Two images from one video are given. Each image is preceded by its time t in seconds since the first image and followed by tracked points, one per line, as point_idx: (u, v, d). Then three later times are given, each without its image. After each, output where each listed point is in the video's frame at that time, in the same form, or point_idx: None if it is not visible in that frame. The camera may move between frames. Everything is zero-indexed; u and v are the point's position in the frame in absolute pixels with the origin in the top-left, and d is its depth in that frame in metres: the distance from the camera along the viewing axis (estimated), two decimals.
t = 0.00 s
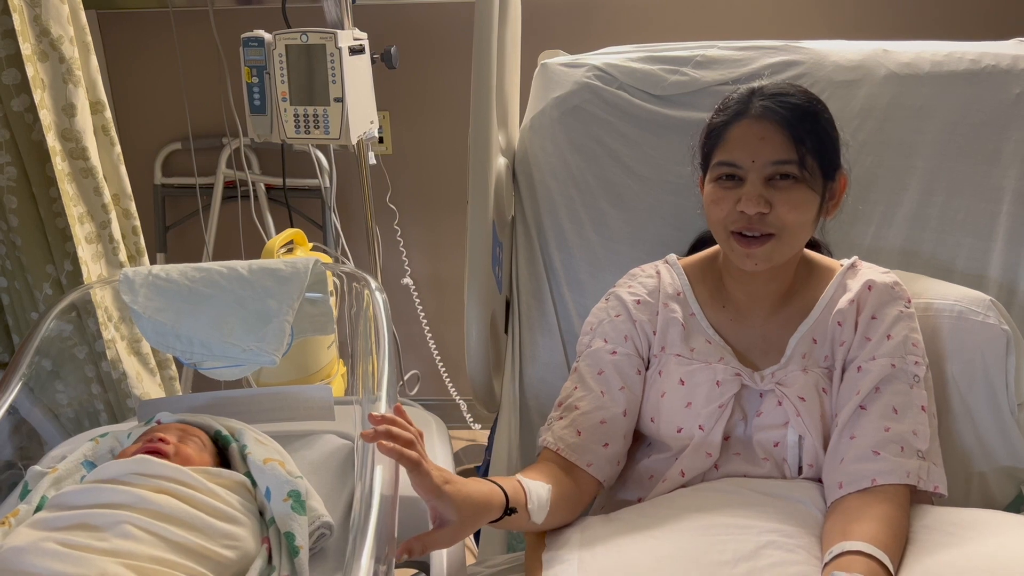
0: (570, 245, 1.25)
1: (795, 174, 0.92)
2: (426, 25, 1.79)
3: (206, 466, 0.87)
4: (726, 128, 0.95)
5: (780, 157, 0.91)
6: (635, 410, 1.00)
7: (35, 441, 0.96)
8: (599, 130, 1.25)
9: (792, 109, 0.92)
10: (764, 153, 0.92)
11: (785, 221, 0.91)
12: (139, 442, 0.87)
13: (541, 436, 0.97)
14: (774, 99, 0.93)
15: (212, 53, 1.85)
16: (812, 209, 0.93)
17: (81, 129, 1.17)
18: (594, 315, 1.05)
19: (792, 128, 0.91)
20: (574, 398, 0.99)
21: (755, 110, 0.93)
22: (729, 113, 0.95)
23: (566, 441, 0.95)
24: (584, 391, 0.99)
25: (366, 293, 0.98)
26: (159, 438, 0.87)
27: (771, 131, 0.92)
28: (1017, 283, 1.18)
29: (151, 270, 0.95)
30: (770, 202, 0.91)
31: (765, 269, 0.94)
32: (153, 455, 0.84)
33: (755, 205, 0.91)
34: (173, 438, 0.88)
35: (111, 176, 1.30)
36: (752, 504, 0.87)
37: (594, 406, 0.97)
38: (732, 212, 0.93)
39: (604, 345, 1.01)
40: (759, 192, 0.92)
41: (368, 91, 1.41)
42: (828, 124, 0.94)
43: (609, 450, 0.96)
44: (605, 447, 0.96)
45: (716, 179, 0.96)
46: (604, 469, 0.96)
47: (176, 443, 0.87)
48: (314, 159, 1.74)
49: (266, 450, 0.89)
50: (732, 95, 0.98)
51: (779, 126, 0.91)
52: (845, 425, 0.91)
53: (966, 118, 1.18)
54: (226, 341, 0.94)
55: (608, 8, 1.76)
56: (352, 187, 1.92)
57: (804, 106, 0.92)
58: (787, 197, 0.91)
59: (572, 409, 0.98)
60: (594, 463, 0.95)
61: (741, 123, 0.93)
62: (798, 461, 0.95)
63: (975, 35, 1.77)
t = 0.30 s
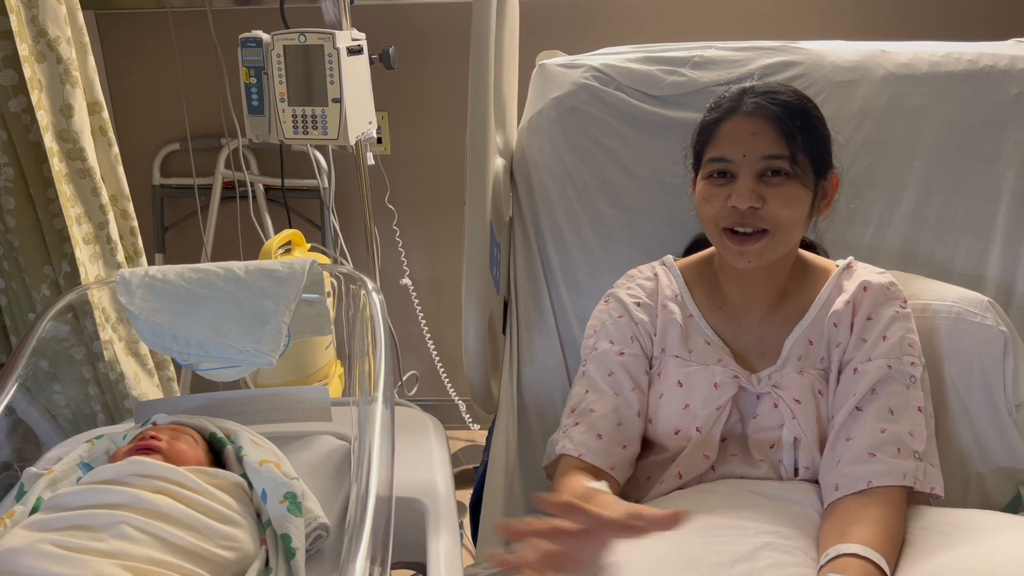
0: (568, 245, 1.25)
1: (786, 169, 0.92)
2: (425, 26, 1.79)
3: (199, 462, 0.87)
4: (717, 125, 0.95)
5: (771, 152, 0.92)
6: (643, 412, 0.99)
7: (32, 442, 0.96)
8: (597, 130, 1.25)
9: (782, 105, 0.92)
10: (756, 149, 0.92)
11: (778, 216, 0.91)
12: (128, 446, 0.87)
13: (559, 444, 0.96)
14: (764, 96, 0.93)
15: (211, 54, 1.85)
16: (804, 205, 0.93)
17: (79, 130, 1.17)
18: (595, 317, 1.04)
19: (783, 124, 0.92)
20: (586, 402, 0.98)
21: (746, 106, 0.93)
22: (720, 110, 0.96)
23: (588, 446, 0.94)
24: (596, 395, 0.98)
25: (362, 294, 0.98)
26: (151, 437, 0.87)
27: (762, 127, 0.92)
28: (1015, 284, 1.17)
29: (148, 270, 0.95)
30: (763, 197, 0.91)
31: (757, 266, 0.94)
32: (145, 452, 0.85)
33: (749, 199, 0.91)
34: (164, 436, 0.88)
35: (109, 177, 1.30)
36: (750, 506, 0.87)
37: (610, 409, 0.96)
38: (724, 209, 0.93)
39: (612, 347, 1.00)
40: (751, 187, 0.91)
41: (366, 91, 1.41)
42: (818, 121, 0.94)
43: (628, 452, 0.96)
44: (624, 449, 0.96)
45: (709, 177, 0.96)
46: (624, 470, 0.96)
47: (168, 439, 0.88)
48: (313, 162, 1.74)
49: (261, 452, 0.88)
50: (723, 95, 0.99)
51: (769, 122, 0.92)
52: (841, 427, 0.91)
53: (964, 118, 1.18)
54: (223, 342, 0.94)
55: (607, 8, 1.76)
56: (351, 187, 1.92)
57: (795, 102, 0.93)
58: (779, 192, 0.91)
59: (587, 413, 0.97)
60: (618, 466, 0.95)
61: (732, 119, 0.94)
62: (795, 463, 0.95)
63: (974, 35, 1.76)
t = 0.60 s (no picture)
0: (568, 245, 1.25)
1: (769, 175, 0.92)
2: (424, 26, 1.79)
3: (189, 457, 0.87)
4: (699, 136, 0.95)
5: (752, 160, 0.92)
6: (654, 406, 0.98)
7: (32, 442, 0.96)
8: (597, 130, 1.25)
9: (761, 112, 0.92)
10: (735, 158, 0.92)
11: (763, 222, 0.92)
12: (117, 450, 0.87)
13: (575, 436, 0.94)
14: (741, 104, 0.93)
15: (211, 54, 1.85)
16: (791, 209, 0.93)
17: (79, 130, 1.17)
18: (602, 311, 1.03)
19: (762, 131, 0.91)
20: (601, 393, 0.96)
21: (725, 116, 0.93)
22: (702, 119, 0.96)
23: (609, 436, 0.93)
24: (609, 385, 0.96)
25: (362, 293, 0.98)
26: (137, 437, 0.87)
27: (741, 135, 0.92)
28: (1014, 284, 1.18)
29: (147, 271, 0.95)
30: (747, 205, 0.92)
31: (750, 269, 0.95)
32: (133, 451, 0.85)
33: (732, 210, 0.92)
34: (150, 435, 0.88)
35: (109, 177, 1.30)
36: (751, 505, 0.87)
37: (627, 401, 0.95)
38: (711, 218, 0.94)
39: (623, 339, 0.99)
40: (734, 197, 0.92)
41: (365, 91, 1.41)
42: (801, 122, 0.93)
43: (645, 445, 0.96)
44: (642, 441, 0.95)
45: (696, 188, 0.97)
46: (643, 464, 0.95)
47: (154, 437, 0.88)
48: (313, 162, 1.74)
49: (259, 451, 0.88)
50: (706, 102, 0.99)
51: (748, 130, 0.92)
52: (844, 425, 0.91)
53: (964, 118, 1.18)
54: (223, 342, 0.94)
55: (607, 8, 1.76)
56: (351, 187, 1.92)
57: (774, 107, 0.93)
58: (763, 199, 0.92)
59: (603, 404, 0.95)
60: (639, 457, 0.94)
61: (712, 130, 0.94)
62: (797, 461, 0.95)
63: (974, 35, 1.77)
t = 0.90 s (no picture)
0: (567, 246, 1.25)
1: (766, 175, 0.92)
2: (424, 27, 1.80)
3: (197, 463, 0.86)
4: (695, 139, 0.96)
5: (748, 161, 0.92)
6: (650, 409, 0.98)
7: (32, 443, 0.96)
8: (596, 131, 1.25)
9: (755, 113, 0.92)
10: (732, 160, 0.92)
11: (763, 221, 0.92)
12: (130, 444, 0.87)
13: (573, 441, 0.94)
14: (735, 105, 0.93)
15: (210, 55, 1.85)
16: (790, 207, 0.93)
17: (78, 131, 1.17)
18: (599, 313, 1.03)
19: (757, 131, 0.92)
20: (597, 398, 0.96)
21: (720, 118, 0.93)
22: (697, 122, 0.96)
23: (602, 442, 0.93)
24: (604, 390, 0.97)
25: (362, 294, 0.98)
26: (152, 437, 0.87)
27: (737, 136, 0.92)
28: (1013, 284, 1.18)
29: (147, 272, 0.95)
30: (746, 206, 0.92)
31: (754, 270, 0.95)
32: (144, 451, 0.85)
33: (731, 211, 0.92)
34: (166, 435, 0.88)
35: (109, 178, 1.30)
36: (747, 505, 0.87)
37: (621, 404, 0.95)
38: (710, 220, 0.94)
39: (618, 342, 0.99)
40: (733, 198, 0.92)
41: (365, 92, 1.41)
42: (796, 119, 0.93)
43: (642, 447, 0.96)
44: (638, 443, 0.95)
45: (694, 191, 0.97)
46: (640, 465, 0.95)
47: (169, 439, 0.88)
48: (313, 162, 1.74)
49: (259, 452, 0.89)
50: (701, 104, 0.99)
51: (743, 131, 0.92)
52: (840, 425, 0.91)
53: (963, 118, 1.18)
54: (222, 343, 0.94)
55: (607, 8, 1.76)
56: (351, 188, 1.92)
57: (768, 107, 0.93)
58: (762, 199, 0.92)
59: (598, 410, 0.95)
60: (635, 460, 0.94)
61: (708, 132, 0.94)
62: (794, 461, 0.95)
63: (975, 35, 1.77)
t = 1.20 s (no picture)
0: (567, 246, 1.25)
1: (760, 175, 0.92)
2: (424, 27, 1.79)
3: (202, 467, 0.86)
4: (691, 139, 0.96)
5: (743, 161, 0.92)
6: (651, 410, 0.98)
7: (32, 444, 0.95)
8: (596, 131, 1.25)
9: (750, 113, 0.92)
10: (726, 160, 0.92)
11: (757, 222, 0.92)
12: (136, 443, 0.87)
13: (574, 443, 0.94)
14: (731, 105, 0.93)
15: (211, 55, 1.85)
16: (785, 207, 0.93)
17: (78, 131, 1.17)
18: (599, 315, 1.03)
19: (751, 131, 0.92)
20: (598, 401, 0.96)
21: (716, 118, 0.94)
22: (694, 122, 0.96)
23: (604, 444, 0.93)
24: (605, 392, 0.97)
25: (362, 295, 0.98)
26: (158, 437, 0.87)
27: (731, 136, 0.92)
28: (1013, 284, 1.18)
29: (147, 272, 0.95)
30: (740, 206, 0.92)
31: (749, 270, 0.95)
32: (150, 453, 0.85)
33: (725, 211, 0.92)
34: (172, 438, 0.88)
35: (109, 178, 1.30)
36: (747, 506, 0.87)
37: (622, 406, 0.95)
38: (705, 220, 0.95)
39: (620, 344, 0.99)
40: (727, 198, 0.93)
41: (365, 92, 1.41)
42: (792, 120, 0.93)
43: (643, 449, 0.96)
44: (640, 445, 0.95)
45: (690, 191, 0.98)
46: (642, 465, 0.95)
47: (174, 442, 0.87)
48: (313, 162, 1.74)
49: (260, 453, 0.89)
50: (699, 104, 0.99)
51: (738, 132, 0.92)
52: (839, 425, 0.91)
53: (963, 118, 1.18)
54: (222, 343, 0.94)
55: (607, 9, 1.76)
56: (351, 188, 1.92)
57: (763, 107, 0.92)
58: (756, 199, 0.92)
59: (599, 412, 0.95)
60: (637, 462, 0.94)
61: (703, 132, 0.94)
62: (795, 461, 0.95)
63: (976, 34, 1.76)
